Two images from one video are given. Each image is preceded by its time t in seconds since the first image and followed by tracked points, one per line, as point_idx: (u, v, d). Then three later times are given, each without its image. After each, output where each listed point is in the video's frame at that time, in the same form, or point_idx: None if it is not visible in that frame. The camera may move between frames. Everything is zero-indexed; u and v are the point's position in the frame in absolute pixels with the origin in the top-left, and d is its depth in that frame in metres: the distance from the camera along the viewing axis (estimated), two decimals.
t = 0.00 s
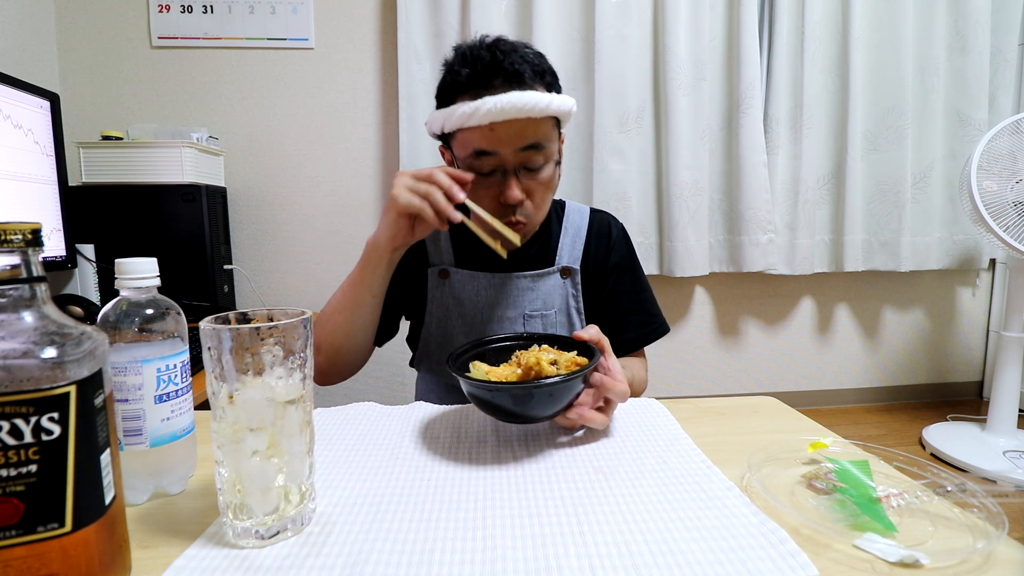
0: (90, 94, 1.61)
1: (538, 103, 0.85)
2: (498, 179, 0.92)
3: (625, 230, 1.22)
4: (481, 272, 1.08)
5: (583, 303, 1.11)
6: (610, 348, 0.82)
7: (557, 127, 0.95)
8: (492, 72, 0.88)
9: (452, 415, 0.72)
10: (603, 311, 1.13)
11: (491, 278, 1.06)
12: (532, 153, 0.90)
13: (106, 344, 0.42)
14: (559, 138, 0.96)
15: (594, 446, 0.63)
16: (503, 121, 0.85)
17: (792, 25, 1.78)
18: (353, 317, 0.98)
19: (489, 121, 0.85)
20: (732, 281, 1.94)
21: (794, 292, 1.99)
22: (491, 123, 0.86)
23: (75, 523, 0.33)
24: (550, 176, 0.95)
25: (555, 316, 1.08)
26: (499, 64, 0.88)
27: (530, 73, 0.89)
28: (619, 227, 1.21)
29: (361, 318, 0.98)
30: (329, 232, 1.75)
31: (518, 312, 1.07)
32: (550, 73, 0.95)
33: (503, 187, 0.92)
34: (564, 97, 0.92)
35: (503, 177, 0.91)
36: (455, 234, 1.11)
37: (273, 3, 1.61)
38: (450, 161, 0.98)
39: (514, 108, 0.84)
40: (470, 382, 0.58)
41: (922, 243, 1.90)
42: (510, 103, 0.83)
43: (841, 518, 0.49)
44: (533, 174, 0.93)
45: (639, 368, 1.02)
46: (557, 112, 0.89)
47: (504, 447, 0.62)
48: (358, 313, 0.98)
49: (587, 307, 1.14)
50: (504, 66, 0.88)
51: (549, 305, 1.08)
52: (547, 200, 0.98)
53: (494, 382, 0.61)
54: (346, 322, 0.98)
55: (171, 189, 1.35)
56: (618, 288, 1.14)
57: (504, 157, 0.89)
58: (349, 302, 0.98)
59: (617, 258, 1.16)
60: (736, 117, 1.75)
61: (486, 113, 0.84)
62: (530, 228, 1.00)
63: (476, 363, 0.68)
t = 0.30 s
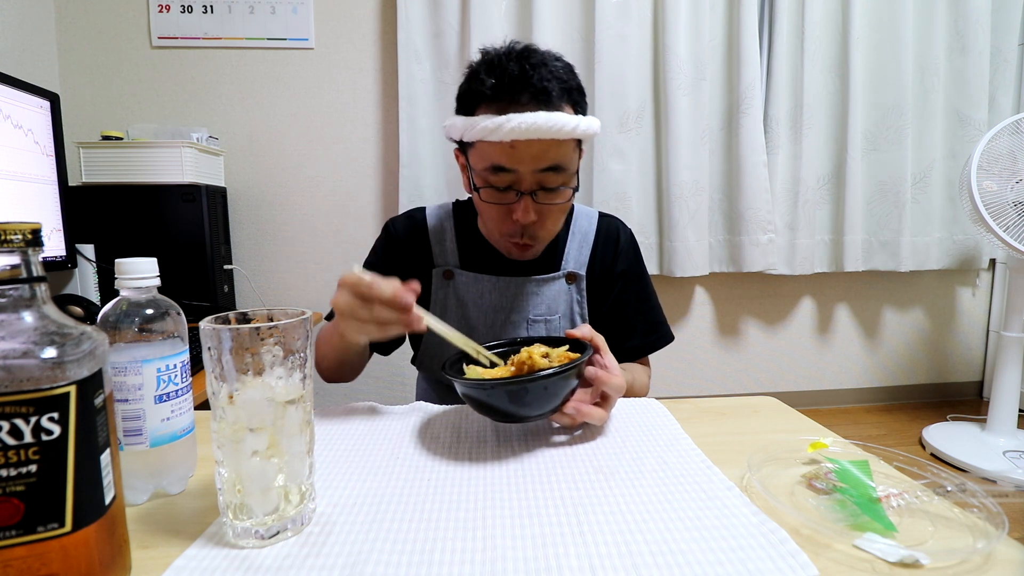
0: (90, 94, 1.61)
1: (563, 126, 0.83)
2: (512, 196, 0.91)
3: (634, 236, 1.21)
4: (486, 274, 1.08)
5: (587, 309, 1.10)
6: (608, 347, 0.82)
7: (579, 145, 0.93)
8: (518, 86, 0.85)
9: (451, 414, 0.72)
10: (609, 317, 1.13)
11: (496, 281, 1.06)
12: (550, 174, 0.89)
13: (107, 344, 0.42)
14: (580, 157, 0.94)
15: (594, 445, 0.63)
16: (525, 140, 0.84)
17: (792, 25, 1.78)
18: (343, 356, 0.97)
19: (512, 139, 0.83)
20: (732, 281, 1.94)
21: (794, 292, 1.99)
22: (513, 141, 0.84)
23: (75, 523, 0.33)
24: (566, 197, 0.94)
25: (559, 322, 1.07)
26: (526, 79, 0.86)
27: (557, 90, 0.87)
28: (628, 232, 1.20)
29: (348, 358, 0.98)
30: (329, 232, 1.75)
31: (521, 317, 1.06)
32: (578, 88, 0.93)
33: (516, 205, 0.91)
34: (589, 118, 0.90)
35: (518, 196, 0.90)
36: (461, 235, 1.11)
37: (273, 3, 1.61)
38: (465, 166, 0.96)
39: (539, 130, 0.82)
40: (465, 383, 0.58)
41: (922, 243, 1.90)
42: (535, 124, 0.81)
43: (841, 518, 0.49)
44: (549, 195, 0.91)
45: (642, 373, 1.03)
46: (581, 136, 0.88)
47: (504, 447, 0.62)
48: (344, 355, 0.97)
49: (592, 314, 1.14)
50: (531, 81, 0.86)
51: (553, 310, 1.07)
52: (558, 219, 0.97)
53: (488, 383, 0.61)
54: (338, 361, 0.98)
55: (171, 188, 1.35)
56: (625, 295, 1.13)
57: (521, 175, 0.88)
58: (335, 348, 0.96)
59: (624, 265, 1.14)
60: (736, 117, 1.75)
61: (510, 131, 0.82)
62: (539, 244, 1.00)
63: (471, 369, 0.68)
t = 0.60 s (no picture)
0: (90, 94, 1.61)
1: (573, 137, 0.82)
2: (518, 204, 0.92)
3: (638, 238, 1.20)
4: (490, 275, 1.09)
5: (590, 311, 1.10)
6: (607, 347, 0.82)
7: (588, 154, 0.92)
8: (529, 94, 0.84)
9: (451, 415, 0.72)
10: (612, 320, 1.13)
11: (499, 283, 1.06)
12: (558, 184, 0.89)
13: (106, 344, 0.42)
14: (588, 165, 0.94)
15: (594, 445, 0.63)
16: (534, 150, 0.83)
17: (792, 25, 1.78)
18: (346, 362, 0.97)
19: (521, 148, 0.83)
20: (732, 281, 1.94)
21: (794, 292, 1.99)
22: (522, 150, 0.84)
23: (75, 523, 0.33)
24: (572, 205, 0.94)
25: (562, 324, 1.07)
26: (537, 86, 0.84)
27: (569, 99, 0.86)
28: (632, 234, 1.19)
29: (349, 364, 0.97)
30: (329, 232, 1.75)
31: (523, 318, 1.06)
32: (590, 96, 0.91)
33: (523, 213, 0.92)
34: (600, 129, 0.89)
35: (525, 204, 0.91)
36: (465, 235, 1.11)
37: (273, 3, 1.61)
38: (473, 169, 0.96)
39: (549, 140, 0.81)
40: (460, 390, 0.58)
41: (922, 242, 1.90)
42: (545, 135, 0.81)
43: (841, 518, 0.49)
44: (555, 204, 0.92)
45: (644, 375, 1.03)
46: (591, 146, 0.87)
47: (503, 447, 0.62)
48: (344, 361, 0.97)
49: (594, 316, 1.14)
50: (542, 89, 0.84)
51: (556, 312, 1.07)
52: (564, 227, 0.98)
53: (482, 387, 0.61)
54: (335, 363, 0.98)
55: (171, 189, 1.35)
56: (629, 298, 1.13)
57: (528, 184, 0.88)
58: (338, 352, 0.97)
59: (628, 267, 1.14)
60: (736, 117, 1.75)
61: (520, 140, 0.81)
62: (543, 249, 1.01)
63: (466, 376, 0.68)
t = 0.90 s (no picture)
0: (91, 94, 1.61)
1: (581, 141, 0.82)
2: (524, 206, 0.91)
3: (640, 240, 1.20)
4: (492, 274, 1.09)
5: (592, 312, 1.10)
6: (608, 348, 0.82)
7: (596, 159, 0.92)
8: (538, 97, 0.84)
9: (452, 415, 0.72)
10: (613, 322, 1.13)
11: (501, 283, 1.06)
12: (564, 188, 0.88)
13: (106, 344, 0.42)
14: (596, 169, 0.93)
15: (594, 446, 0.63)
16: (542, 153, 0.83)
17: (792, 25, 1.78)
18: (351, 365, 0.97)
19: (528, 151, 0.83)
20: (732, 281, 1.94)
21: (794, 292, 1.99)
22: (529, 152, 0.83)
23: (75, 523, 0.33)
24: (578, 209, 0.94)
25: (564, 325, 1.08)
26: (546, 90, 0.84)
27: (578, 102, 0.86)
28: (635, 235, 1.19)
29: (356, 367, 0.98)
30: (329, 232, 1.75)
31: (524, 318, 1.07)
32: (599, 100, 0.91)
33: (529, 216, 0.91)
34: (608, 133, 0.88)
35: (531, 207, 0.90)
36: (469, 234, 1.11)
37: (273, 3, 1.61)
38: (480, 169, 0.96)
39: (557, 143, 0.81)
40: (467, 395, 0.58)
41: (922, 242, 1.90)
42: (553, 139, 0.81)
43: (840, 518, 0.49)
44: (561, 208, 0.91)
45: (645, 375, 1.03)
46: (599, 151, 0.87)
47: (504, 447, 0.62)
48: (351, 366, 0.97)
49: (596, 317, 1.14)
50: (552, 93, 0.84)
51: (558, 313, 1.07)
52: (569, 231, 0.97)
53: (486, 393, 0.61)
54: (343, 365, 0.99)
55: (170, 189, 1.35)
56: (630, 299, 1.13)
57: (534, 186, 0.87)
58: (344, 357, 0.97)
59: (630, 269, 1.14)
60: (736, 117, 1.75)
61: (528, 143, 0.81)
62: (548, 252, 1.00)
63: (469, 378, 0.68)
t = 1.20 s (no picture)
0: (91, 94, 1.61)
1: (589, 145, 0.82)
2: (529, 208, 0.91)
3: (644, 244, 1.20)
4: (494, 274, 1.09)
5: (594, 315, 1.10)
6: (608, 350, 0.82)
7: (602, 162, 0.91)
8: (546, 99, 0.84)
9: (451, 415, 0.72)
10: (614, 326, 1.13)
11: (504, 283, 1.06)
12: (569, 191, 0.88)
13: (106, 344, 0.42)
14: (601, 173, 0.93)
15: (594, 446, 0.63)
16: (549, 155, 0.83)
17: (792, 25, 1.78)
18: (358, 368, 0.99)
19: (535, 152, 0.82)
20: (732, 281, 1.94)
21: (794, 292, 1.99)
22: (535, 154, 0.83)
23: (75, 523, 0.33)
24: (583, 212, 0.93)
25: (565, 327, 1.07)
26: (555, 92, 0.84)
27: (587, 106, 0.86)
28: (638, 240, 1.19)
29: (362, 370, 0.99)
30: (329, 232, 1.75)
31: (526, 318, 1.07)
32: (608, 103, 0.91)
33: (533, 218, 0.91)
34: (616, 137, 0.88)
35: (536, 209, 0.90)
36: (472, 233, 1.11)
37: (273, 3, 1.61)
38: (485, 169, 0.96)
39: (564, 146, 0.81)
40: (467, 412, 0.57)
41: (922, 242, 1.90)
42: (560, 142, 0.80)
43: (841, 518, 0.49)
44: (566, 211, 0.91)
45: (644, 378, 1.02)
46: (606, 154, 0.86)
47: (504, 448, 0.62)
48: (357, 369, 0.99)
49: (597, 321, 1.14)
50: (561, 95, 0.84)
51: (560, 315, 1.07)
52: (574, 233, 0.97)
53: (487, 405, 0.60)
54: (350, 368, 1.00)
55: (170, 189, 1.35)
56: (631, 304, 1.13)
57: (540, 188, 0.87)
58: (350, 362, 0.98)
59: (633, 273, 1.14)
60: (736, 117, 1.75)
61: (535, 145, 0.81)
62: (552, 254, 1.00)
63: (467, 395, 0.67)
